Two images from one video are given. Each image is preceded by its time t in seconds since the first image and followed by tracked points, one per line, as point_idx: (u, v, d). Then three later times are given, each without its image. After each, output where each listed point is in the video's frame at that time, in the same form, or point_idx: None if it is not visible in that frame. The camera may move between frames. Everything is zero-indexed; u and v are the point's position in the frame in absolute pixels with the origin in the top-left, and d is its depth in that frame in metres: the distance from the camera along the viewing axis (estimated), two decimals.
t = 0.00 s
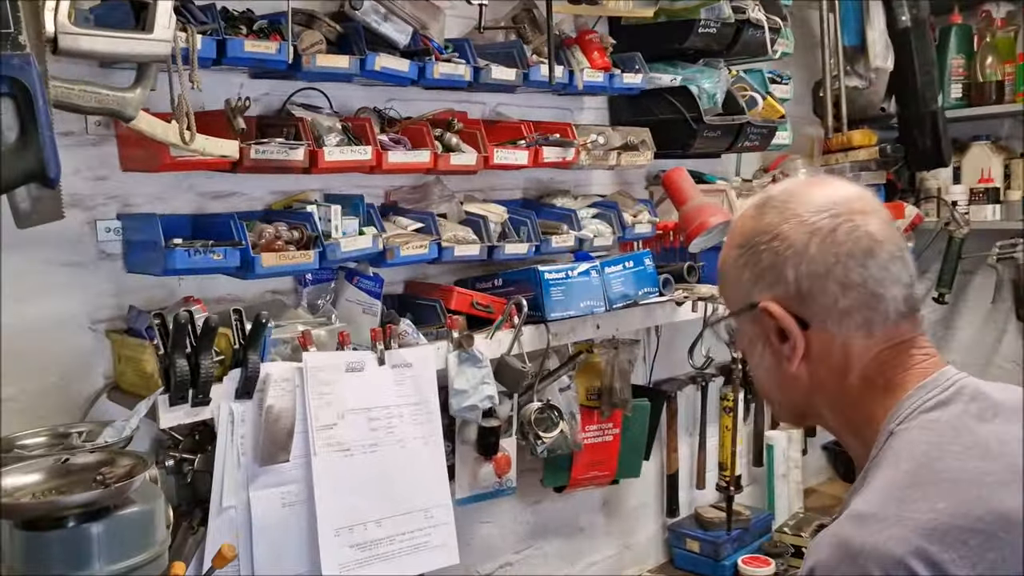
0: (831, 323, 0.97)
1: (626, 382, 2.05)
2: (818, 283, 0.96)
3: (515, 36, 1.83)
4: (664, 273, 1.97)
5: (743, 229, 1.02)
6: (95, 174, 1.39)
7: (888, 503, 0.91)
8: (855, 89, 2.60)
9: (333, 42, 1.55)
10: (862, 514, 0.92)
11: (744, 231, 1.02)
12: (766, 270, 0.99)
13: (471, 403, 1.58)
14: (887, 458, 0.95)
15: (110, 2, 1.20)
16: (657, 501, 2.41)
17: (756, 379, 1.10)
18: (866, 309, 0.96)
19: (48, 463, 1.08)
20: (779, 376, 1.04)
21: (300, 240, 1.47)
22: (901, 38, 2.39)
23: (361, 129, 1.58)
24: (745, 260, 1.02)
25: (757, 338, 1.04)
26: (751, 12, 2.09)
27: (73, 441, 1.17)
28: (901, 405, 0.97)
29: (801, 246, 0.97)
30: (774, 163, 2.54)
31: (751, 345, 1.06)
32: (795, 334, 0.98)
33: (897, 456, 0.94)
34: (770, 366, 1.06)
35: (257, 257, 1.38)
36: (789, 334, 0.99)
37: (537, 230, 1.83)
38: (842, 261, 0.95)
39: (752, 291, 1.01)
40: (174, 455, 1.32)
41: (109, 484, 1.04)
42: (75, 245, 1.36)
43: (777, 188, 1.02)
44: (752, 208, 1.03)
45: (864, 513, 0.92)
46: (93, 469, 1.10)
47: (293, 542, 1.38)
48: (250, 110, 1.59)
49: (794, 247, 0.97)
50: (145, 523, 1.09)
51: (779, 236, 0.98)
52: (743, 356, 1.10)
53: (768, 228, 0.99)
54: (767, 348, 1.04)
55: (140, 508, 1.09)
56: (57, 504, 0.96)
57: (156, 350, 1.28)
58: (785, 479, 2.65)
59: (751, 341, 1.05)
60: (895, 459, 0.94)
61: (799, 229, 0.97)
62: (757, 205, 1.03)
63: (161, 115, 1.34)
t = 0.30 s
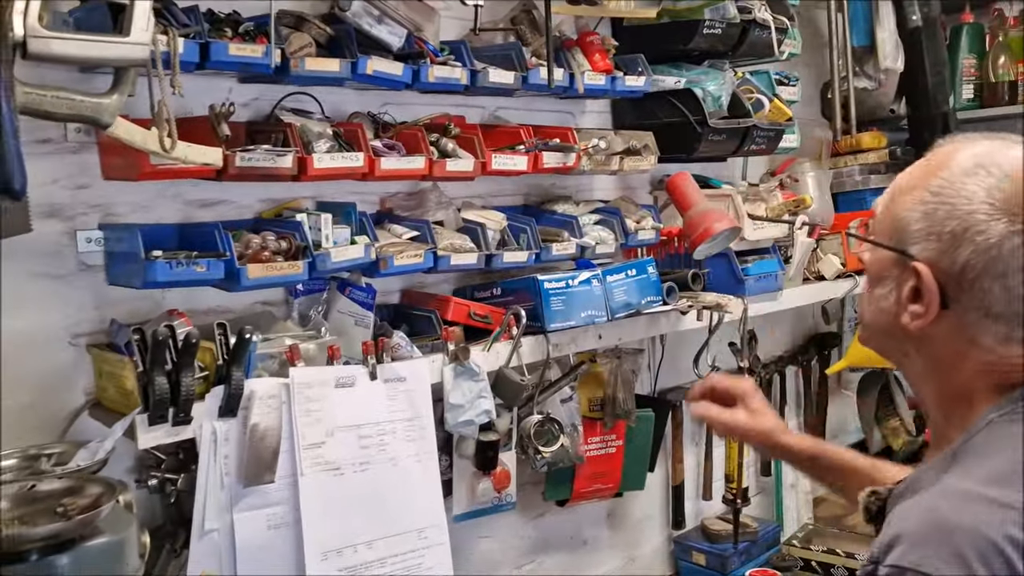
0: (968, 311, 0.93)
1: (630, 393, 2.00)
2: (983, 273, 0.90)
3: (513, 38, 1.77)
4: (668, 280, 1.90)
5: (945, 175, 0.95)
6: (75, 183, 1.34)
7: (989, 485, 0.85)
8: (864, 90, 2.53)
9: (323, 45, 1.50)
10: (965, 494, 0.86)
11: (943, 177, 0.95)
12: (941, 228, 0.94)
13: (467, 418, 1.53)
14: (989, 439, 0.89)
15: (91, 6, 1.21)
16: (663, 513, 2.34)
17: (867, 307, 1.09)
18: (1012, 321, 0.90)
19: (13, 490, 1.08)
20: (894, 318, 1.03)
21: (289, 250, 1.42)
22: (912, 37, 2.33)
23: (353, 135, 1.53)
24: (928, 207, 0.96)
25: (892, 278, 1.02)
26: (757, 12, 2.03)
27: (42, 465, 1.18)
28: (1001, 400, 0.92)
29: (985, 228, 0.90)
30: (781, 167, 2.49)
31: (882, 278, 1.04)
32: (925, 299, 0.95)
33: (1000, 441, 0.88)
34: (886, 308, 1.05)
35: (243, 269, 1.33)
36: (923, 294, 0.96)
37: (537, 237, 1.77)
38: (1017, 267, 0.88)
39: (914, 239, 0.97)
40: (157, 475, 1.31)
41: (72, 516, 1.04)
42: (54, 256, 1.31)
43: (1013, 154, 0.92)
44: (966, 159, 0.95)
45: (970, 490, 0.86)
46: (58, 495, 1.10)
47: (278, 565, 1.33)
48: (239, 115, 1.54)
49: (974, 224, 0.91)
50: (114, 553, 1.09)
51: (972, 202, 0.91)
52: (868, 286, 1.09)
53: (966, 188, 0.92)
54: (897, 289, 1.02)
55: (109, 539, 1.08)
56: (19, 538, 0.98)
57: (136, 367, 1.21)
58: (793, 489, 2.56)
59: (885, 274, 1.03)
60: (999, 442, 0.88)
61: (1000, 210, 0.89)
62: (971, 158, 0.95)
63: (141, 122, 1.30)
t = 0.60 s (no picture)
0: (990, 305, 0.97)
1: (604, 404, 1.95)
2: (1011, 273, 0.94)
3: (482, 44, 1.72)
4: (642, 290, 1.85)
5: (986, 175, 0.98)
6: (20, 197, 1.30)
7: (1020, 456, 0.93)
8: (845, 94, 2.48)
9: (280, 52, 1.44)
10: (996, 467, 0.93)
11: (984, 177, 0.98)
12: (977, 225, 0.97)
13: (430, 436, 1.49)
14: (1001, 421, 0.96)
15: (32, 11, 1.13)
16: (642, 526, 2.29)
17: (879, 291, 1.12)
18: None
19: None
20: (911, 303, 1.06)
21: (242, 264, 1.38)
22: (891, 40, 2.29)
23: (311, 144, 1.48)
24: (966, 204, 0.99)
25: (917, 266, 1.05)
26: (733, 15, 1.99)
27: None
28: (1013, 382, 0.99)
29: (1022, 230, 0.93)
30: (762, 172, 2.45)
31: (904, 264, 1.07)
32: (952, 290, 0.99)
33: (1013, 421, 0.95)
34: (898, 289, 1.08)
35: (192, 284, 1.29)
36: (950, 285, 0.99)
37: (507, 247, 1.72)
38: None
39: (948, 233, 1.00)
40: (103, 500, 1.29)
41: None
42: None
43: None
44: (1002, 161, 0.98)
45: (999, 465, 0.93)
46: None
47: None
48: (195, 124, 1.49)
49: (1012, 224, 0.94)
50: None
51: (1012, 205, 0.94)
52: (884, 271, 1.11)
53: (1007, 191, 0.95)
54: (915, 274, 1.05)
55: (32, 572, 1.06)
56: None
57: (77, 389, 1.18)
58: (776, 500, 2.47)
59: (909, 261, 1.06)
60: (1013, 423, 0.95)
61: None
62: (1008, 161, 0.98)
63: (82, 133, 1.26)
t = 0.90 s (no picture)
0: (918, 324, 1.13)
1: (573, 424, 1.92)
2: (940, 293, 1.10)
3: (442, 58, 1.70)
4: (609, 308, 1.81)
5: (918, 200, 1.13)
6: None
7: (956, 470, 1.08)
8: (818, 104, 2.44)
9: (228, 69, 1.40)
10: (942, 482, 1.07)
11: (917, 201, 1.13)
12: (909, 247, 1.12)
13: (388, 462, 1.46)
14: (940, 436, 1.12)
15: None
16: (616, 543, 2.25)
17: (823, 302, 1.28)
18: (954, 335, 1.12)
19: None
20: (849, 316, 1.23)
21: (190, 289, 1.34)
22: (862, 51, 2.28)
23: (263, 164, 1.45)
24: (900, 225, 1.14)
25: (855, 282, 1.21)
26: (702, 26, 1.96)
27: None
28: (942, 393, 1.17)
29: (950, 255, 1.08)
30: (735, 182, 2.42)
31: (844, 279, 1.23)
32: (885, 307, 1.15)
33: (948, 435, 1.12)
34: (841, 304, 1.24)
35: (137, 312, 1.25)
36: (882, 302, 1.15)
37: (470, 266, 1.68)
38: (972, 292, 1.08)
39: (884, 254, 1.15)
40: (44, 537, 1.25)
41: None
42: None
43: (976, 185, 1.11)
44: (936, 187, 1.13)
45: (942, 480, 1.07)
46: None
47: None
48: (144, 144, 1.45)
49: (941, 248, 1.09)
50: None
51: (941, 230, 1.10)
52: (828, 285, 1.27)
53: (936, 216, 1.10)
54: (854, 289, 1.21)
55: None
56: None
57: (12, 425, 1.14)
58: (753, 514, 2.44)
59: (847, 277, 1.22)
60: (950, 439, 1.11)
61: (965, 241, 1.08)
62: (940, 187, 1.12)
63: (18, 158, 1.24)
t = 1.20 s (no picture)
0: (871, 341, 1.10)
1: (557, 440, 1.90)
2: (888, 311, 1.07)
3: (422, 72, 1.67)
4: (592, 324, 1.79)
5: (868, 215, 1.09)
6: None
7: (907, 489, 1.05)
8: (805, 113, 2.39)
9: (200, 87, 1.37)
10: (893, 502, 1.04)
11: (866, 217, 1.10)
12: (859, 264, 1.08)
13: (366, 486, 1.43)
14: (890, 453, 1.09)
15: None
16: (603, 558, 2.23)
17: (775, 317, 1.23)
18: (904, 353, 1.09)
19: None
20: (800, 332, 1.18)
21: (162, 313, 1.31)
22: (850, 62, 2.29)
23: (238, 183, 1.42)
24: (849, 241, 1.10)
25: (806, 297, 1.16)
26: (686, 37, 1.94)
27: None
28: (893, 410, 1.13)
29: (898, 272, 1.05)
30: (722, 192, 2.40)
31: (794, 295, 1.18)
32: (836, 325, 1.11)
33: (899, 453, 1.08)
34: (792, 319, 1.19)
35: (106, 336, 1.22)
36: (833, 319, 1.11)
37: (450, 282, 1.66)
38: (920, 310, 1.05)
39: (833, 270, 1.11)
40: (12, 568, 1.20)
41: None
42: None
43: (924, 200, 1.08)
44: (885, 202, 1.10)
45: (894, 500, 1.04)
46: None
47: None
48: (116, 163, 1.43)
49: (889, 265, 1.06)
50: None
51: (890, 246, 1.06)
52: (780, 299, 1.22)
53: (884, 233, 1.07)
54: (807, 305, 1.16)
55: None
56: None
57: None
58: (741, 527, 2.41)
59: (800, 292, 1.17)
60: (899, 456, 1.08)
61: (913, 258, 1.05)
62: (888, 202, 1.09)
63: None
